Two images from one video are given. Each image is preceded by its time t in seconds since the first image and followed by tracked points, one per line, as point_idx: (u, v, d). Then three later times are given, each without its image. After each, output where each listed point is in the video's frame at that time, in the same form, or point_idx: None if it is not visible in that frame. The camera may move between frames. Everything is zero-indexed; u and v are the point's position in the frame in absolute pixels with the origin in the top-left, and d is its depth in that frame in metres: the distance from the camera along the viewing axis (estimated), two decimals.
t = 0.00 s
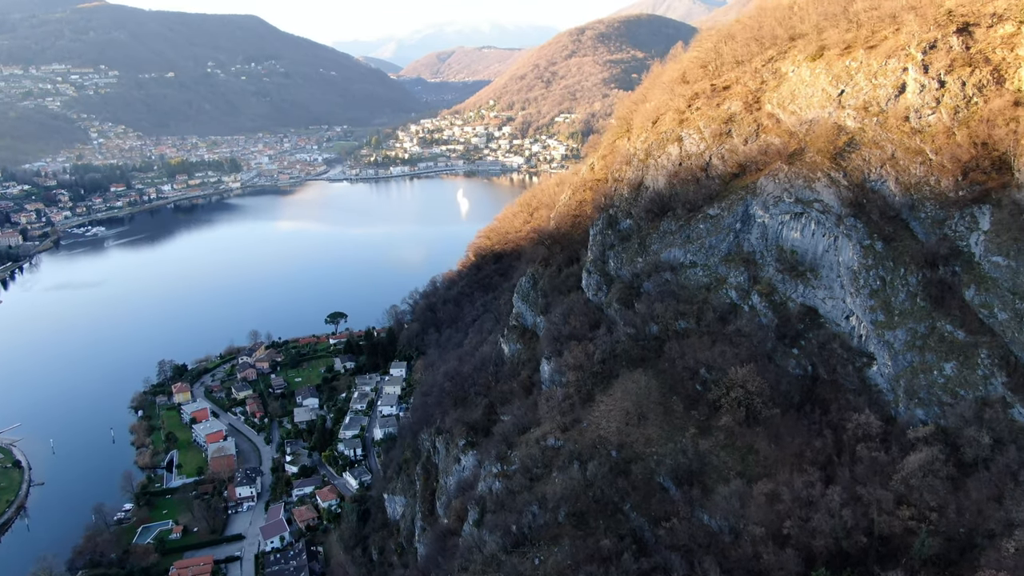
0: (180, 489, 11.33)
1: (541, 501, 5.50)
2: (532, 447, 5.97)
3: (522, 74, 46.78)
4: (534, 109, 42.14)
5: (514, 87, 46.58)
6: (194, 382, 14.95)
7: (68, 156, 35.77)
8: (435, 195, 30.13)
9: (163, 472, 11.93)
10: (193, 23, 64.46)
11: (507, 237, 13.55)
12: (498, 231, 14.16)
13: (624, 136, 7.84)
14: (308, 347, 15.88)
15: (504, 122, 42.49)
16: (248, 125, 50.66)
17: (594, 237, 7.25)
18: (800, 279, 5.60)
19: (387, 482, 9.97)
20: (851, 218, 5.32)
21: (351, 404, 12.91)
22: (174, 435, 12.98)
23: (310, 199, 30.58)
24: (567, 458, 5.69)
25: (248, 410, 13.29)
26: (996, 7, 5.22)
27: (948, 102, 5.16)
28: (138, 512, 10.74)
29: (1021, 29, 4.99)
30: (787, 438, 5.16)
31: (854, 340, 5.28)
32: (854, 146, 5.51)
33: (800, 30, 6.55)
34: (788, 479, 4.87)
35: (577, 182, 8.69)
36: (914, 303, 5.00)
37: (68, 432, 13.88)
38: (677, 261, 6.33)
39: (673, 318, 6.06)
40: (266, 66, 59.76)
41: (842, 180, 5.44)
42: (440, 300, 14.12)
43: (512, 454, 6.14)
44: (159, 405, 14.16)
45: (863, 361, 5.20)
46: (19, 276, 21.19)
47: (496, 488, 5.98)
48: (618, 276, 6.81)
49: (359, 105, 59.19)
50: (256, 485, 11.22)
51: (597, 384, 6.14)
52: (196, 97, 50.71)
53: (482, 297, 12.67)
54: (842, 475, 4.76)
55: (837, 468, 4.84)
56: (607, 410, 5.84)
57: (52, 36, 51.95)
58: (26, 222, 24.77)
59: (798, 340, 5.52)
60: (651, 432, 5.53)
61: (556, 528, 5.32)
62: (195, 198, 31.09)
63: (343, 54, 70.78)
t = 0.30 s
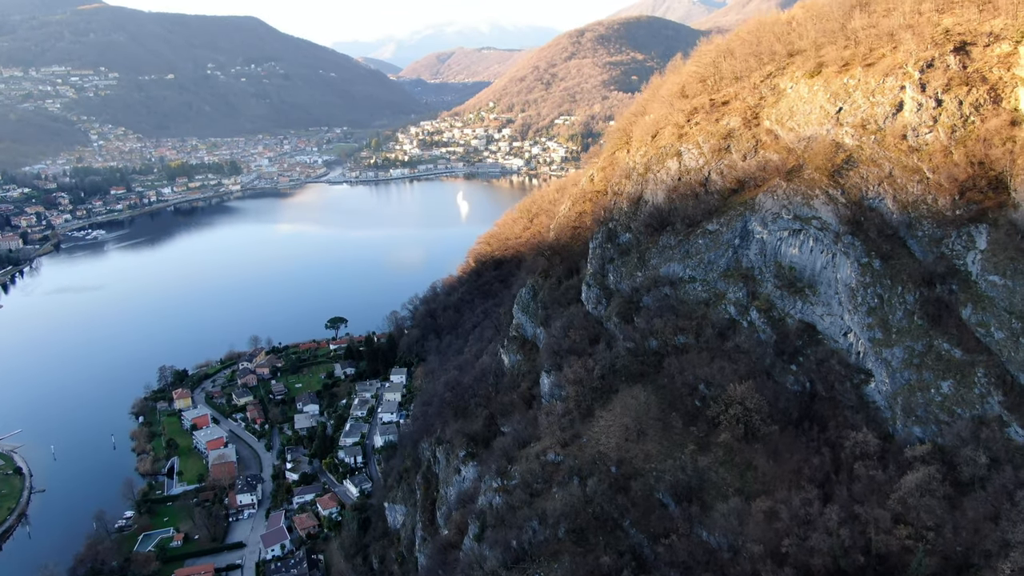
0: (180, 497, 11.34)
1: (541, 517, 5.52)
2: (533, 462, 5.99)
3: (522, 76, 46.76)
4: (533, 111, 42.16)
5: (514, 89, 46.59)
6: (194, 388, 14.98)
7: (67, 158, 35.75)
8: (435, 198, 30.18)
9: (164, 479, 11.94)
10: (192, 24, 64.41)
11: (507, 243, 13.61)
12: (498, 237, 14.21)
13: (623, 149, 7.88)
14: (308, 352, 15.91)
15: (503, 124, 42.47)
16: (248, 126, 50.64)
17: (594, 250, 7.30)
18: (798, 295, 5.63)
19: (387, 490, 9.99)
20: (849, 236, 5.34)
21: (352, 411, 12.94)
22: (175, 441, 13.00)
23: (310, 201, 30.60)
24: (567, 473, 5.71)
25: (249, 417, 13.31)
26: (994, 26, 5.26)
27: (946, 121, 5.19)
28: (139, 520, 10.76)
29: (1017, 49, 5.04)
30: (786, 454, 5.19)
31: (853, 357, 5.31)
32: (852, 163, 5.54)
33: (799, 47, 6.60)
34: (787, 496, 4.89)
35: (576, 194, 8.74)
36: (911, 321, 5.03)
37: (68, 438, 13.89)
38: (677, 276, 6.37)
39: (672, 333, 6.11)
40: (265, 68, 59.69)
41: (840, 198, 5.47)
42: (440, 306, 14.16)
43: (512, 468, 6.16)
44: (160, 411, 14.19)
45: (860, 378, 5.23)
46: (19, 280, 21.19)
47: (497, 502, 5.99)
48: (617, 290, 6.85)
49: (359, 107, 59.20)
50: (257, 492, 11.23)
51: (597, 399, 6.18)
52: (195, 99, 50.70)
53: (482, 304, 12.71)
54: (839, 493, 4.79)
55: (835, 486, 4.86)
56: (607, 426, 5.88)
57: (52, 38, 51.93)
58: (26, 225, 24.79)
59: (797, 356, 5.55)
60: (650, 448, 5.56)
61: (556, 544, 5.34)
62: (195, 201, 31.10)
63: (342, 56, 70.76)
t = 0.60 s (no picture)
0: (181, 503, 11.35)
1: (541, 531, 5.54)
2: (532, 475, 6.02)
3: (521, 77, 46.77)
4: (533, 112, 42.15)
5: (513, 91, 46.60)
6: (194, 394, 15.01)
7: (67, 160, 35.75)
8: (434, 200, 30.21)
9: (165, 486, 11.95)
10: (191, 24, 64.26)
11: (507, 248, 13.64)
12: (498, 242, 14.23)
13: (622, 161, 7.91)
14: (308, 358, 15.94)
15: (503, 125, 42.47)
16: (247, 128, 50.60)
17: (593, 262, 7.34)
18: (797, 310, 5.65)
19: (387, 498, 10.02)
20: (846, 252, 5.37)
21: (352, 417, 12.97)
22: (175, 447, 13.02)
23: (309, 203, 30.64)
24: (567, 487, 5.74)
25: (249, 422, 13.33)
26: (990, 43, 5.31)
27: (943, 138, 5.22)
28: (139, 527, 10.77)
29: (1014, 66, 5.07)
30: (784, 469, 5.22)
31: (850, 372, 5.33)
32: (850, 180, 5.56)
33: (797, 61, 6.63)
34: (786, 511, 4.91)
35: (576, 204, 8.77)
36: (908, 338, 5.05)
37: (69, 444, 13.92)
38: (676, 289, 6.41)
39: (671, 347, 6.15)
40: (265, 69, 59.68)
41: (838, 214, 5.49)
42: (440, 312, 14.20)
43: (512, 482, 6.19)
44: (160, 416, 14.22)
45: (858, 393, 5.25)
46: (19, 284, 21.20)
47: (497, 515, 6.02)
48: (616, 302, 6.89)
49: (358, 108, 59.20)
50: (258, 499, 11.25)
51: (597, 414, 6.21)
52: (195, 100, 50.68)
53: (482, 309, 12.75)
54: (837, 510, 4.81)
55: (834, 502, 4.88)
56: (606, 440, 5.91)
57: (51, 39, 51.86)
58: (26, 228, 24.80)
59: (795, 371, 5.58)
60: (650, 463, 5.59)
61: (555, 558, 5.38)
62: (195, 203, 31.11)
63: (342, 57, 70.76)
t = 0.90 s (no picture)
0: (181, 510, 11.36)
1: (541, 546, 5.57)
2: (532, 490, 6.06)
3: (521, 79, 46.76)
4: (533, 114, 42.14)
5: (513, 92, 46.59)
6: (195, 399, 15.04)
7: (67, 162, 35.75)
8: (434, 202, 30.21)
9: (166, 492, 11.96)
10: (190, 25, 64.18)
11: (507, 254, 13.68)
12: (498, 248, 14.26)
13: (622, 174, 7.96)
14: (308, 363, 15.97)
15: (502, 127, 42.46)
16: (247, 129, 50.56)
17: (593, 275, 7.38)
18: (795, 325, 5.68)
19: (388, 506, 10.05)
20: (844, 269, 5.40)
21: (352, 423, 13.00)
22: (176, 453, 13.04)
23: (310, 205, 30.65)
24: (567, 502, 5.77)
25: (250, 428, 13.35)
26: (986, 61, 5.34)
27: (940, 156, 5.25)
28: (140, 534, 10.79)
29: (1010, 85, 5.10)
30: (782, 485, 5.24)
31: (848, 388, 5.36)
32: (848, 197, 5.59)
33: (795, 76, 6.67)
34: (784, 528, 4.93)
35: (575, 214, 8.80)
36: (906, 355, 5.07)
37: (70, 449, 13.94)
38: (675, 303, 6.45)
39: (670, 362, 6.19)
40: (264, 70, 59.67)
41: (836, 231, 5.52)
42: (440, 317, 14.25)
43: (512, 496, 6.22)
44: (161, 422, 14.24)
45: (855, 410, 5.28)
46: (19, 288, 21.21)
47: (498, 530, 6.05)
48: (616, 315, 6.94)
49: (358, 109, 59.16)
50: (259, 505, 11.26)
51: (596, 428, 6.25)
52: (195, 102, 50.65)
53: (482, 315, 12.79)
54: (835, 528, 4.83)
55: (832, 519, 4.90)
56: (605, 455, 5.95)
57: (51, 41, 51.79)
58: (26, 231, 24.80)
59: (794, 387, 5.60)
60: (649, 478, 5.61)
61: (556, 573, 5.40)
62: (195, 205, 31.13)
63: (341, 58, 70.67)
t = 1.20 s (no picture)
0: (182, 517, 11.38)
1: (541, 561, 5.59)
2: (532, 504, 6.09)
3: (521, 81, 46.75)
4: (533, 116, 42.13)
5: (512, 94, 46.57)
6: (195, 404, 15.07)
7: (67, 164, 35.77)
8: (434, 204, 30.24)
9: (167, 499, 11.99)
10: (190, 27, 64.13)
11: (507, 259, 13.71)
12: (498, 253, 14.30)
13: (622, 187, 8.02)
14: (308, 368, 16.00)
15: (502, 129, 42.43)
16: (247, 130, 50.56)
17: (593, 288, 7.43)
18: (794, 341, 5.71)
19: (388, 515, 10.10)
20: (842, 285, 5.43)
21: (353, 430, 13.04)
22: (177, 459, 13.06)
23: (310, 208, 30.68)
24: (567, 517, 5.80)
25: (251, 434, 13.38)
26: (984, 79, 5.38)
27: (938, 174, 5.29)
28: (142, 541, 10.81)
29: (1007, 103, 5.13)
30: (781, 501, 5.25)
31: (846, 404, 5.38)
32: (846, 214, 5.62)
33: (794, 92, 6.73)
34: (783, 545, 4.94)
35: (575, 224, 8.85)
36: (904, 372, 5.10)
37: (70, 455, 13.96)
38: (674, 318, 6.49)
39: (669, 376, 6.23)
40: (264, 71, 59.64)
41: (834, 248, 5.55)
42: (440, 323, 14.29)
43: (513, 510, 6.25)
44: (162, 428, 14.27)
45: (854, 425, 5.30)
46: (20, 291, 21.22)
47: (498, 544, 6.08)
48: (616, 328, 6.98)
49: (357, 111, 59.10)
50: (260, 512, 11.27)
51: (596, 442, 6.29)
52: (195, 103, 50.64)
53: (482, 321, 12.83)
54: (833, 545, 4.84)
55: (831, 536, 4.91)
56: (606, 470, 5.98)
57: (51, 43, 51.79)
58: (26, 235, 24.84)
59: (792, 403, 5.64)
60: (649, 493, 5.64)
61: None
62: (195, 208, 31.16)
63: (340, 59, 70.60)
